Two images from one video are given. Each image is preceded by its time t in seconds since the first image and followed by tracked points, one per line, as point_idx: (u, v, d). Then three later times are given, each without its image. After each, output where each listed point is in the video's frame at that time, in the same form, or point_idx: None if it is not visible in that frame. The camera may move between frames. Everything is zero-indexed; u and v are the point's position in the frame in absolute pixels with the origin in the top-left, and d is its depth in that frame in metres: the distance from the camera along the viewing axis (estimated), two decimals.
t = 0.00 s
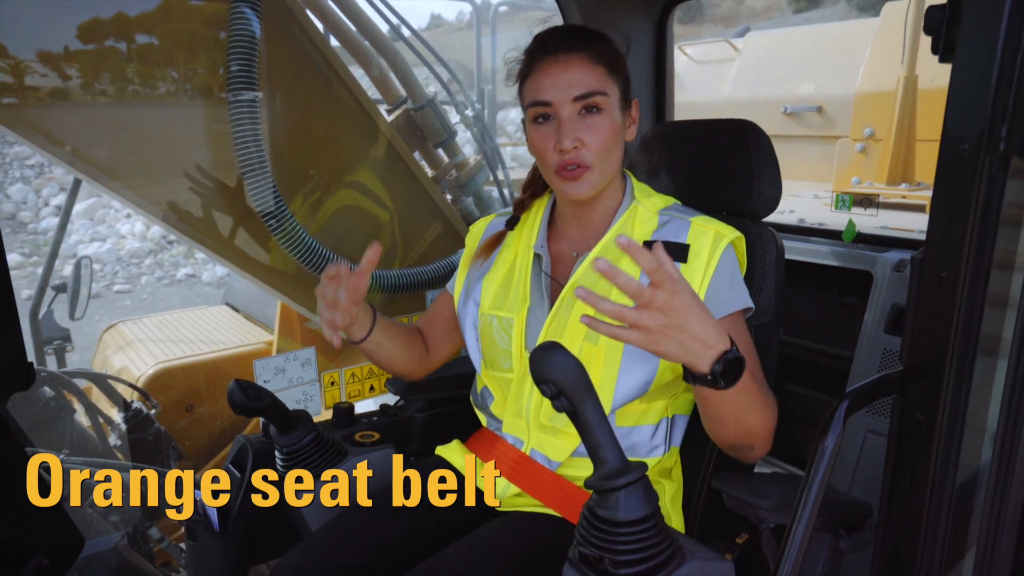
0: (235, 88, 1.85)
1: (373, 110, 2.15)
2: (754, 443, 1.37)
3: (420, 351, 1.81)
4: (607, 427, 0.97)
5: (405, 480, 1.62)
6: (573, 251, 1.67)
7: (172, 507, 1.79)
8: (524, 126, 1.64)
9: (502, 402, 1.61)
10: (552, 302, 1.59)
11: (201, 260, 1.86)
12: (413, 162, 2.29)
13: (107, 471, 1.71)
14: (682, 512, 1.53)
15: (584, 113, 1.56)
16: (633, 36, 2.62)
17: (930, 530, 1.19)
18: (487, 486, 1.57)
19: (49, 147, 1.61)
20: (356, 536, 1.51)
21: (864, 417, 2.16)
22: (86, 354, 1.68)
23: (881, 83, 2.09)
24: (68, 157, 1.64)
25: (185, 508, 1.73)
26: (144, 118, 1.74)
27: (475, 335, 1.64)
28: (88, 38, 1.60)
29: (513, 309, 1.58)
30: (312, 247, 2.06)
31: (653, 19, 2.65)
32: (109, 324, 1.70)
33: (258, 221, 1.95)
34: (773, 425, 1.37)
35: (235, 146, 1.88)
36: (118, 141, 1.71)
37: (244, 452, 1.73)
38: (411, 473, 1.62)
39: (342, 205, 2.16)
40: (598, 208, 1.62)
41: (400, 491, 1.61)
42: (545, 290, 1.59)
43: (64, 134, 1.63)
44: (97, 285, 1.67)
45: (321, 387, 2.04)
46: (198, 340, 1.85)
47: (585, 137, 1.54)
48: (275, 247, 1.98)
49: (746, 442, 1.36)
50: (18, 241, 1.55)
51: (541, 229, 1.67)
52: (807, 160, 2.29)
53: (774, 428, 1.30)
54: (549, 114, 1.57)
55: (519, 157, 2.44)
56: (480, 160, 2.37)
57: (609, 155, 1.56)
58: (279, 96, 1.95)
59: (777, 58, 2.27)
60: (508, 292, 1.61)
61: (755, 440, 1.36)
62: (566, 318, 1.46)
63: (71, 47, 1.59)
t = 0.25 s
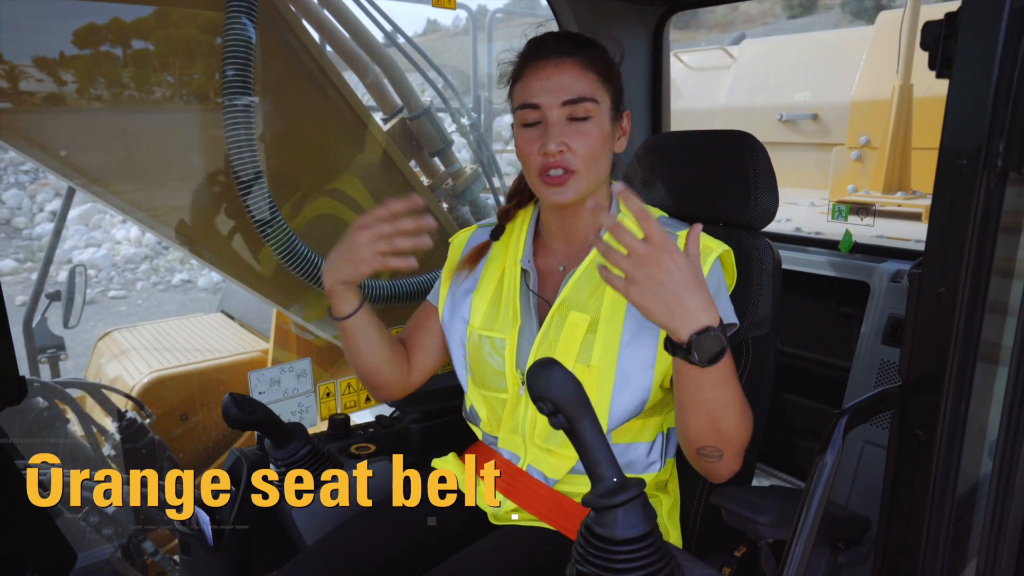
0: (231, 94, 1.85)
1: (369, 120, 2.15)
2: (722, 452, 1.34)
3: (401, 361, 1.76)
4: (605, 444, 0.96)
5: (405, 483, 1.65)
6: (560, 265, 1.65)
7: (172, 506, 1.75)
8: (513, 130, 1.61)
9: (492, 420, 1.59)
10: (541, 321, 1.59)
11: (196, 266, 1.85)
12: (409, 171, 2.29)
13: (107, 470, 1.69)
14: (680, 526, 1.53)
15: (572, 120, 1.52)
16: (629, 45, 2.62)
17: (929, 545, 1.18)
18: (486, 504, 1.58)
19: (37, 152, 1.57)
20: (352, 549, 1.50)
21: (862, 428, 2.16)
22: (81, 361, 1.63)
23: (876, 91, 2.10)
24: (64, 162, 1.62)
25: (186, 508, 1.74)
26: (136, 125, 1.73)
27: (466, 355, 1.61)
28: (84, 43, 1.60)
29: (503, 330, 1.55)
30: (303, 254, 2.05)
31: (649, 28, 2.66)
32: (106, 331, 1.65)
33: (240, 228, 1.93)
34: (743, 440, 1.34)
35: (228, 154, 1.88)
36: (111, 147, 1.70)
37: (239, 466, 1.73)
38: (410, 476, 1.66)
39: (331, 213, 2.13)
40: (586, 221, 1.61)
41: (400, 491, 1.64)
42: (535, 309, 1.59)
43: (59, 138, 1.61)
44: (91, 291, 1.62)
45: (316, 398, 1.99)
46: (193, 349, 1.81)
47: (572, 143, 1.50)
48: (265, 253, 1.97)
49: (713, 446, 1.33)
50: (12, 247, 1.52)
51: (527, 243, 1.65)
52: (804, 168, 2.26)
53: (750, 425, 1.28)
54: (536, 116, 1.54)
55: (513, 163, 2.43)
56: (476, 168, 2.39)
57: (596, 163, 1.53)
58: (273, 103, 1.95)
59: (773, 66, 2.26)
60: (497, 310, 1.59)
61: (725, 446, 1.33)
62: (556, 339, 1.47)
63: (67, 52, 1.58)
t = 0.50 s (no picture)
0: (229, 98, 1.84)
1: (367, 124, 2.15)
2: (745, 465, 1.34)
3: (402, 384, 1.70)
4: (607, 450, 0.96)
5: (406, 481, 1.64)
6: (560, 272, 1.64)
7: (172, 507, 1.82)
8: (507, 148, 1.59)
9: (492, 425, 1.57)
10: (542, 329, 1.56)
11: (192, 270, 1.84)
12: (407, 176, 2.29)
13: (107, 471, 1.73)
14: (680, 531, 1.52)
15: (567, 142, 1.50)
16: (629, 49, 2.62)
17: (932, 551, 1.18)
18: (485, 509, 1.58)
19: (32, 156, 1.58)
20: (351, 555, 1.49)
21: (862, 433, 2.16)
22: (77, 365, 1.65)
23: (874, 96, 2.10)
24: (60, 165, 1.62)
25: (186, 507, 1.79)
26: (132, 128, 1.72)
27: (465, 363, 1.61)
28: (80, 47, 1.60)
29: (502, 338, 1.53)
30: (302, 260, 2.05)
31: (647, 33, 2.66)
32: (102, 336, 1.67)
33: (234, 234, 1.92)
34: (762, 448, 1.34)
35: (226, 157, 1.87)
36: (108, 150, 1.69)
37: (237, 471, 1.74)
38: (412, 474, 1.65)
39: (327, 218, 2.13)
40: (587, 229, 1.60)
41: (401, 491, 1.64)
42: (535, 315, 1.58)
43: (55, 142, 1.61)
44: (87, 295, 1.64)
45: (314, 404, 1.99)
46: (190, 354, 1.83)
47: (566, 167, 1.48)
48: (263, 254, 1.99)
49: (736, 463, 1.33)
50: (8, 251, 1.53)
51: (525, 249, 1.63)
52: (801, 175, 2.28)
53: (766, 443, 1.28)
54: (530, 139, 1.51)
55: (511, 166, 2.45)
56: (475, 172, 2.40)
57: (591, 184, 1.51)
58: (271, 110, 1.95)
59: (769, 71, 2.27)
60: (496, 317, 1.57)
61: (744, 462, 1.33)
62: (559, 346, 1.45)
63: (63, 56, 1.58)
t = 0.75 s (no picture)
0: (229, 99, 1.85)
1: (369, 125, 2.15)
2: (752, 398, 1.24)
3: (406, 379, 1.72)
4: (612, 451, 0.96)
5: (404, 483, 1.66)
6: (570, 275, 1.64)
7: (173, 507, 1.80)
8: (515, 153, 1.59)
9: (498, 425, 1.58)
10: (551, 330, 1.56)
11: (191, 272, 1.85)
12: (409, 178, 2.30)
13: (107, 471, 1.72)
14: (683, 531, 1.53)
15: (574, 152, 1.50)
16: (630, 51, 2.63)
17: (936, 552, 1.18)
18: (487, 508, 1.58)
19: (32, 158, 1.57)
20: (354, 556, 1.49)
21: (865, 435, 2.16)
22: (76, 367, 1.63)
23: (874, 98, 2.10)
24: (58, 167, 1.62)
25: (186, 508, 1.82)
26: (132, 130, 1.73)
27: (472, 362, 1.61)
28: (79, 49, 1.60)
29: (511, 337, 1.54)
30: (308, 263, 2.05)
31: (648, 35, 2.66)
32: (102, 338, 1.66)
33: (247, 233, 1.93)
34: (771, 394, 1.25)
35: (228, 159, 1.88)
36: (108, 151, 1.70)
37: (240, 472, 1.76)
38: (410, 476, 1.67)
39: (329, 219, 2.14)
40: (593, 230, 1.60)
41: (400, 492, 1.65)
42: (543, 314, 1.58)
43: (53, 143, 1.61)
44: (86, 297, 1.62)
45: (317, 405, 2.00)
46: (191, 355, 1.83)
47: (573, 179, 1.49)
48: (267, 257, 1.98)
49: (739, 398, 1.24)
50: (6, 253, 1.51)
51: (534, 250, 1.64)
52: (800, 173, 2.27)
53: (774, 384, 1.21)
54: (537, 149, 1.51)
55: (511, 168, 2.46)
56: (475, 175, 2.41)
57: (598, 193, 1.52)
58: (271, 112, 1.95)
59: (768, 73, 2.27)
60: (505, 316, 1.59)
61: (750, 390, 1.24)
62: (568, 344, 1.47)
63: (62, 58, 1.58)
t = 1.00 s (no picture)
0: (233, 100, 1.86)
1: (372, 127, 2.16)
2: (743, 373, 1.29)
3: (412, 378, 1.73)
4: (615, 449, 0.97)
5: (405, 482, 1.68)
6: (577, 274, 1.65)
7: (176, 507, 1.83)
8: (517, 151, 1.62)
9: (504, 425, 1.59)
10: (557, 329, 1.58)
11: (192, 273, 1.85)
12: (410, 177, 2.30)
13: (108, 470, 1.73)
14: (686, 529, 1.53)
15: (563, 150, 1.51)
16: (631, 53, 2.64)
17: (938, 549, 1.19)
18: (491, 506, 1.58)
19: (32, 157, 1.58)
20: (356, 555, 1.50)
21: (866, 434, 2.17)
22: (77, 368, 1.65)
23: (874, 99, 2.11)
24: (58, 169, 1.63)
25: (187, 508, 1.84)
26: (135, 132, 1.74)
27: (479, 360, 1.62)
28: (79, 51, 1.60)
29: (518, 336, 1.56)
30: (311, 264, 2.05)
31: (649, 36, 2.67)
32: (103, 339, 1.67)
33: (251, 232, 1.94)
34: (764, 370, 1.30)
35: (232, 159, 1.89)
36: (111, 153, 1.71)
37: (243, 472, 1.74)
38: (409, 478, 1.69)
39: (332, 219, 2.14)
40: (597, 229, 1.61)
41: (400, 493, 1.65)
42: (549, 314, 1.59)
43: (53, 145, 1.61)
44: (86, 298, 1.64)
45: (320, 405, 2.01)
46: (193, 356, 1.84)
47: (559, 176, 1.50)
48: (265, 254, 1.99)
49: (733, 378, 1.29)
50: (7, 254, 1.52)
51: (542, 251, 1.65)
52: (801, 175, 2.27)
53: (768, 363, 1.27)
54: (530, 144, 1.54)
55: (511, 169, 2.47)
56: (477, 176, 2.42)
57: (586, 195, 1.51)
58: (275, 113, 1.96)
59: (768, 75, 2.27)
60: (512, 315, 1.60)
61: (739, 364, 1.29)
62: (575, 342, 1.48)
63: (62, 60, 1.58)
